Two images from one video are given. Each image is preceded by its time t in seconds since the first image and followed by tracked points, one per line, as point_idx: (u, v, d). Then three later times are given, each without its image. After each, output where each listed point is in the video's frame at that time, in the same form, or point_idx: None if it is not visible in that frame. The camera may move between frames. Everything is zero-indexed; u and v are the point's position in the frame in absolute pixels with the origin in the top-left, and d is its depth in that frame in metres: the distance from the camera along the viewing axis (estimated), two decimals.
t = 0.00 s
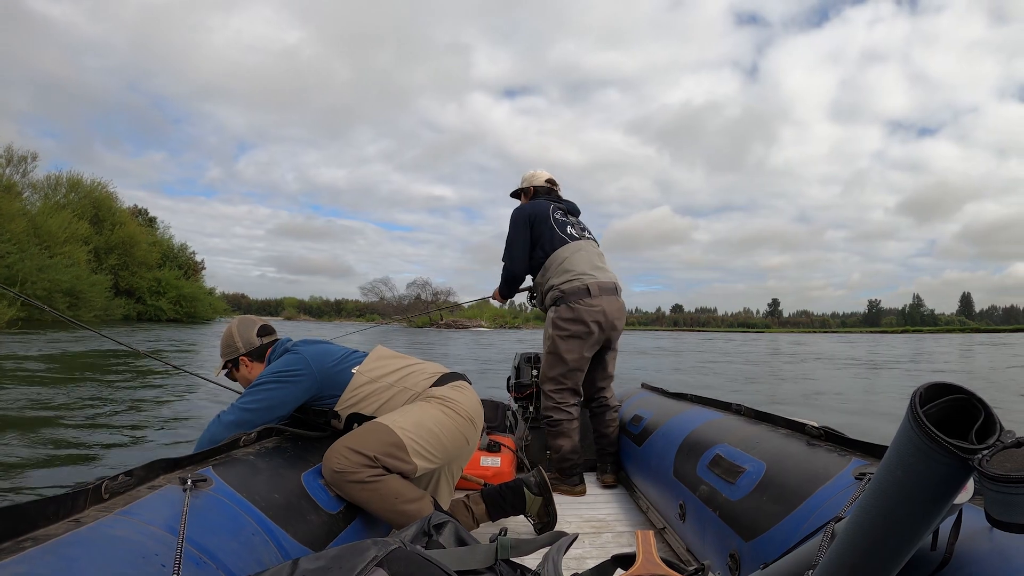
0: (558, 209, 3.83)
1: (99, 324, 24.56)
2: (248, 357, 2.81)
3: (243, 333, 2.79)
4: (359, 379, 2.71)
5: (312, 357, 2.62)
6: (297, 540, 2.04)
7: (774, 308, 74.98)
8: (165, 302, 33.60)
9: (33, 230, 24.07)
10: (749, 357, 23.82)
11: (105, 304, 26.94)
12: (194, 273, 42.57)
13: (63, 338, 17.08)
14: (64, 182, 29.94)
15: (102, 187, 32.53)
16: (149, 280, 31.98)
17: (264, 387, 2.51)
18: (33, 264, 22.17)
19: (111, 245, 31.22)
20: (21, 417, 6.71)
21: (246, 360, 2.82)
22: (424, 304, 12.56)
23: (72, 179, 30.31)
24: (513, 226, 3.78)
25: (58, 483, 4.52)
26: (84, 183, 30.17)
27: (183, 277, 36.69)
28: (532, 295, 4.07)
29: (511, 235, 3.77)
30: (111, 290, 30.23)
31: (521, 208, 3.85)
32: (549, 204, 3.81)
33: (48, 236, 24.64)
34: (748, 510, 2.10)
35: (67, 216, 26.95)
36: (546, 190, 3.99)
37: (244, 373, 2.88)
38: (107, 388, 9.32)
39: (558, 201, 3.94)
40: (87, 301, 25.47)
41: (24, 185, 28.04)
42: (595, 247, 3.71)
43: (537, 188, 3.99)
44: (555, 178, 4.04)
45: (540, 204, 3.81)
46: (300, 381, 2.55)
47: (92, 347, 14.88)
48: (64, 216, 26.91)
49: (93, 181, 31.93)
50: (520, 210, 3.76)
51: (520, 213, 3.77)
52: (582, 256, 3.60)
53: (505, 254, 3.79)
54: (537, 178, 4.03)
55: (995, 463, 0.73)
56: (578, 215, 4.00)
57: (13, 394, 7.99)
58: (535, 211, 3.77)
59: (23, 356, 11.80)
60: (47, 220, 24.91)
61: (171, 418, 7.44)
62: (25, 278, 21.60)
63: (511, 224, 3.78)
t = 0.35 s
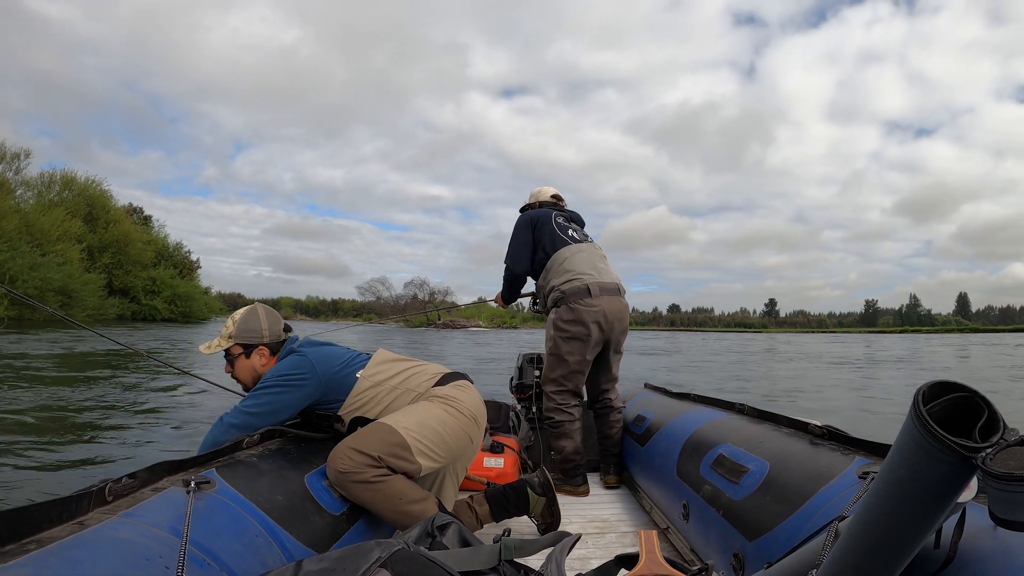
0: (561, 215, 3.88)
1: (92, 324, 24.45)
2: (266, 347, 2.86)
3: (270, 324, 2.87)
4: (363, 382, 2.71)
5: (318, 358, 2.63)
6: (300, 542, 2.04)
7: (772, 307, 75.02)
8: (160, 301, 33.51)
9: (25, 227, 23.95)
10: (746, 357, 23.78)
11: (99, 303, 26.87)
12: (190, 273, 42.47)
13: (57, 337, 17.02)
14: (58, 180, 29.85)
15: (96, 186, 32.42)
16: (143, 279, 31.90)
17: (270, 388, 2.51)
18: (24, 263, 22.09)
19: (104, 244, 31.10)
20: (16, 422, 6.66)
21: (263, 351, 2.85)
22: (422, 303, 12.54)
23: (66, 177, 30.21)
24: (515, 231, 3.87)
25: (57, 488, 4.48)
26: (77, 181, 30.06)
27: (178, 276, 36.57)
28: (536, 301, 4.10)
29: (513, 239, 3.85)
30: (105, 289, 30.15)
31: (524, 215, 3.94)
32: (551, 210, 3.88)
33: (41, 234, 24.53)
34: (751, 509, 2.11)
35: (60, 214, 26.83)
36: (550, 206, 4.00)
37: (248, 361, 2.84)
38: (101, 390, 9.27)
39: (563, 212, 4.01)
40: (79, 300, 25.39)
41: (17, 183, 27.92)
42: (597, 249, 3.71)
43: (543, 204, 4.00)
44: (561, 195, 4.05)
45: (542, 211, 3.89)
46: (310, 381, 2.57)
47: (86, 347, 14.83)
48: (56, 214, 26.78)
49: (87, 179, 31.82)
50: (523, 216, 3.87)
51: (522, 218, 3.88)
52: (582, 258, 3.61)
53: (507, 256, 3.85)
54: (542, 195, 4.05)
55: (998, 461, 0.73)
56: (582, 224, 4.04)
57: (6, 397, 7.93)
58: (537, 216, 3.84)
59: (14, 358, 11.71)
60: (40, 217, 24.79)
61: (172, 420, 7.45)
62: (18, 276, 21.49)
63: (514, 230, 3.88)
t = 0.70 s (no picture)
0: (568, 209, 3.82)
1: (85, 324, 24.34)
2: (275, 335, 2.85)
3: (283, 313, 2.87)
4: (366, 383, 2.69)
5: (323, 357, 2.61)
6: (301, 540, 2.03)
7: (770, 308, 75.03)
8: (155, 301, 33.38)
9: (17, 225, 23.83)
10: (742, 358, 23.76)
11: (92, 303, 26.80)
12: (185, 272, 42.37)
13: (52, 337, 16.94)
14: (53, 178, 29.79)
15: (91, 184, 32.31)
16: (138, 279, 31.84)
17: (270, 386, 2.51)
18: (16, 261, 21.98)
19: (99, 243, 30.98)
20: (13, 419, 6.62)
21: (271, 337, 2.84)
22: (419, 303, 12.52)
23: (61, 175, 30.15)
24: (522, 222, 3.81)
25: (55, 484, 4.45)
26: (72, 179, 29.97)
27: (174, 276, 36.44)
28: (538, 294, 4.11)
29: (520, 231, 3.80)
30: (99, 288, 30.07)
31: (532, 204, 3.86)
32: (559, 203, 3.81)
33: (34, 232, 24.42)
34: (752, 510, 2.11)
35: (53, 212, 26.71)
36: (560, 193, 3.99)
37: (254, 347, 2.84)
38: (100, 386, 9.23)
39: (572, 204, 3.95)
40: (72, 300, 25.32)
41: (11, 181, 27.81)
42: (602, 248, 3.70)
43: (552, 190, 4.00)
44: (570, 181, 4.06)
45: (551, 203, 3.82)
46: (313, 381, 2.56)
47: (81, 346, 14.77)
48: (50, 212, 26.71)
49: (82, 178, 31.74)
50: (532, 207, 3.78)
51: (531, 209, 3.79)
52: (585, 256, 3.59)
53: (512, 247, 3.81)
54: (551, 180, 4.03)
55: (999, 464, 0.74)
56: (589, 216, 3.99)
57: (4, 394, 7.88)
58: (545, 209, 3.78)
59: (13, 356, 11.67)
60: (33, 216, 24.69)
61: (174, 417, 7.48)
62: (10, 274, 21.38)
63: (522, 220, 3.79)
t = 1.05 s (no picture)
0: (578, 203, 3.75)
1: (79, 323, 24.18)
2: (283, 316, 2.85)
3: (294, 295, 2.87)
4: (370, 383, 2.68)
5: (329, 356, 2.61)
6: (302, 539, 2.03)
7: (769, 308, 75.00)
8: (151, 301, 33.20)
9: (11, 223, 23.67)
10: (740, 357, 23.72)
11: (86, 302, 26.66)
12: (181, 271, 42.17)
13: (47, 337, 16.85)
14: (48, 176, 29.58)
15: (86, 183, 32.10)
16: (133, 278, 31.73)
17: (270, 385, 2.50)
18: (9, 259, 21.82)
19: (93, 241, 30.78)
20: (11, 420, 6.58)
21: (279, 317, 2.85)
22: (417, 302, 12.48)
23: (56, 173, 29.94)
24: (530, 214, 3.72)
25: (55, 486, 4.41)
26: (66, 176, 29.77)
27: (169, 275, 36.23)
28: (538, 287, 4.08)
29: (527, 223, 3.73)
30: (94, 288, 29.94)
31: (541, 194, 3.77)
32: (569, 197, 3.73)
33: (27, 230, 24.25)
34: (754, 509, 2.11)
35: (47, 210, 26.52)
36: (571, 176, 3.92)
37: (264, 327, 2.85)
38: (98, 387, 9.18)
39: (581, 193, 3.86)
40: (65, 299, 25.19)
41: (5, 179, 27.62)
42: (606, 249, 3.68)
43: (563, 174, 3.92)
44: (581, 165, 3.98)
45: (561, 196, 3.74)
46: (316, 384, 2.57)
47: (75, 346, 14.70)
48: (44, 210, 26.59)
49: (77, 176, 31.61)
50: (541, 200, 3.69)
51: (540, 202, 3.70)
52: (589, 257, 3.57)
53: (518, 240, 3.74)
54: (564, 162, 3.95)
55: (1001, 462, 0.74)
56: (599, 210, 3.91)
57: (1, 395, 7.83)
58: (554, 202, 3.70)
59: (10, 356, 11.61)
60: (26, 214, 24.51)
61: (174, 417, 7.50)
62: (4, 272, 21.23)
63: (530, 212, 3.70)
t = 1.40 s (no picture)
0: (588, 203, 3.68)
1: (73, 324, 24.09)
2: (303, 288, 2.84)
3: (313, 269, 2.85)
4: (382, 370, 2.68)
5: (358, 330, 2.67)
6: (302, 539, 2.03)
7: (767, 308, 75.04)
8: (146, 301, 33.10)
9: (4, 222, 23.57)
10: (737, 356, 23.72)
11: (80, 302, 26.54)
12: (177, 270, 42.06)
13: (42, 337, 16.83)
14: (42, 174, 29.47)
15: (80, 181, 31.97)
16: (128, 278, 31.63)
17: (310, 338, 2.47)
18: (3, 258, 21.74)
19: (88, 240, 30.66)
20: (10, 419, 6.60)
21: (298, 290, 2.84)
22: (415, 301, 12.44)
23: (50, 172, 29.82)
24: (541, 208, 3.54)
25: (54, 485, 4.42)
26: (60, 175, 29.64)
27: (165, 274, 36.13)
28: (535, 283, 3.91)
29: (537, 217, 3.53)
30: (89, 287, 29.83)
31: (551, 190, 3.63)
32: (581, 196, 3.64)
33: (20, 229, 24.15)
34: (754, 509, 2.11)
35: (41, 209, 26.40)
36: (580, 169, 3.82)
37: (284, 300, 2.85)
38: (98, 386, 9.19)
39: (590, 192, 3.79)
40: (59, 298, 25.12)
41: None
42: (609, 253, 3.68)
43: (572, 167, 3.83)
44: (588, 159, 3.92)
45: (573, 193, 3.62)
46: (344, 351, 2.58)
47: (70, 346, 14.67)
48: (37, 208, 26.48)
49: (71, 175, 31.48)
50: (553, 195, 3.55)
51: (553, 198, 3.55)
52: (592, 260, 3.57)
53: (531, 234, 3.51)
54: (572, 155, 3.86)
55: (999, 460, 0.74)
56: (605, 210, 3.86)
57: None
58: (567, 199, 3.58)
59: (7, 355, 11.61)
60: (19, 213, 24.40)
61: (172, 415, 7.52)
62: None
63: (542, 206, 3.53)
